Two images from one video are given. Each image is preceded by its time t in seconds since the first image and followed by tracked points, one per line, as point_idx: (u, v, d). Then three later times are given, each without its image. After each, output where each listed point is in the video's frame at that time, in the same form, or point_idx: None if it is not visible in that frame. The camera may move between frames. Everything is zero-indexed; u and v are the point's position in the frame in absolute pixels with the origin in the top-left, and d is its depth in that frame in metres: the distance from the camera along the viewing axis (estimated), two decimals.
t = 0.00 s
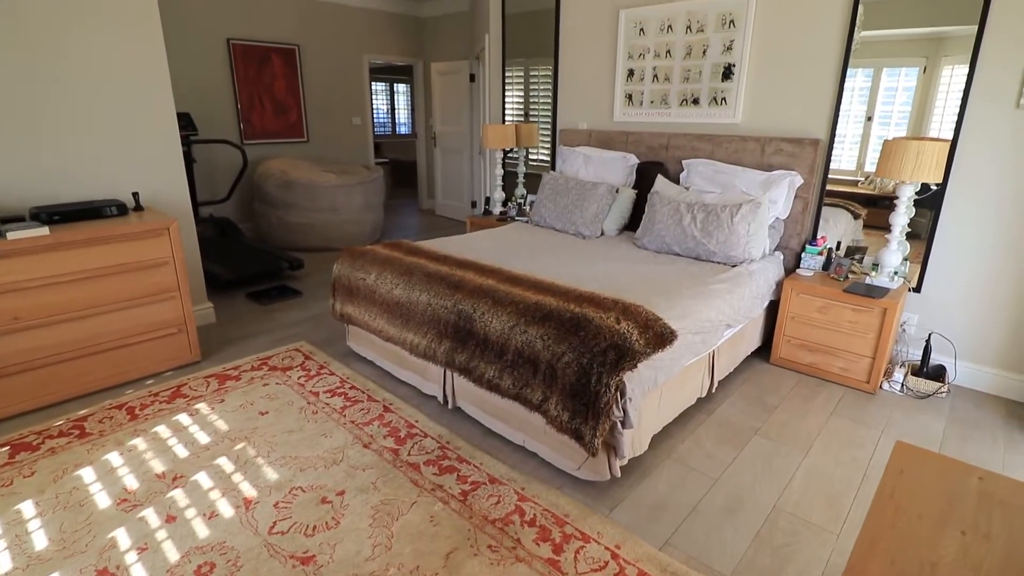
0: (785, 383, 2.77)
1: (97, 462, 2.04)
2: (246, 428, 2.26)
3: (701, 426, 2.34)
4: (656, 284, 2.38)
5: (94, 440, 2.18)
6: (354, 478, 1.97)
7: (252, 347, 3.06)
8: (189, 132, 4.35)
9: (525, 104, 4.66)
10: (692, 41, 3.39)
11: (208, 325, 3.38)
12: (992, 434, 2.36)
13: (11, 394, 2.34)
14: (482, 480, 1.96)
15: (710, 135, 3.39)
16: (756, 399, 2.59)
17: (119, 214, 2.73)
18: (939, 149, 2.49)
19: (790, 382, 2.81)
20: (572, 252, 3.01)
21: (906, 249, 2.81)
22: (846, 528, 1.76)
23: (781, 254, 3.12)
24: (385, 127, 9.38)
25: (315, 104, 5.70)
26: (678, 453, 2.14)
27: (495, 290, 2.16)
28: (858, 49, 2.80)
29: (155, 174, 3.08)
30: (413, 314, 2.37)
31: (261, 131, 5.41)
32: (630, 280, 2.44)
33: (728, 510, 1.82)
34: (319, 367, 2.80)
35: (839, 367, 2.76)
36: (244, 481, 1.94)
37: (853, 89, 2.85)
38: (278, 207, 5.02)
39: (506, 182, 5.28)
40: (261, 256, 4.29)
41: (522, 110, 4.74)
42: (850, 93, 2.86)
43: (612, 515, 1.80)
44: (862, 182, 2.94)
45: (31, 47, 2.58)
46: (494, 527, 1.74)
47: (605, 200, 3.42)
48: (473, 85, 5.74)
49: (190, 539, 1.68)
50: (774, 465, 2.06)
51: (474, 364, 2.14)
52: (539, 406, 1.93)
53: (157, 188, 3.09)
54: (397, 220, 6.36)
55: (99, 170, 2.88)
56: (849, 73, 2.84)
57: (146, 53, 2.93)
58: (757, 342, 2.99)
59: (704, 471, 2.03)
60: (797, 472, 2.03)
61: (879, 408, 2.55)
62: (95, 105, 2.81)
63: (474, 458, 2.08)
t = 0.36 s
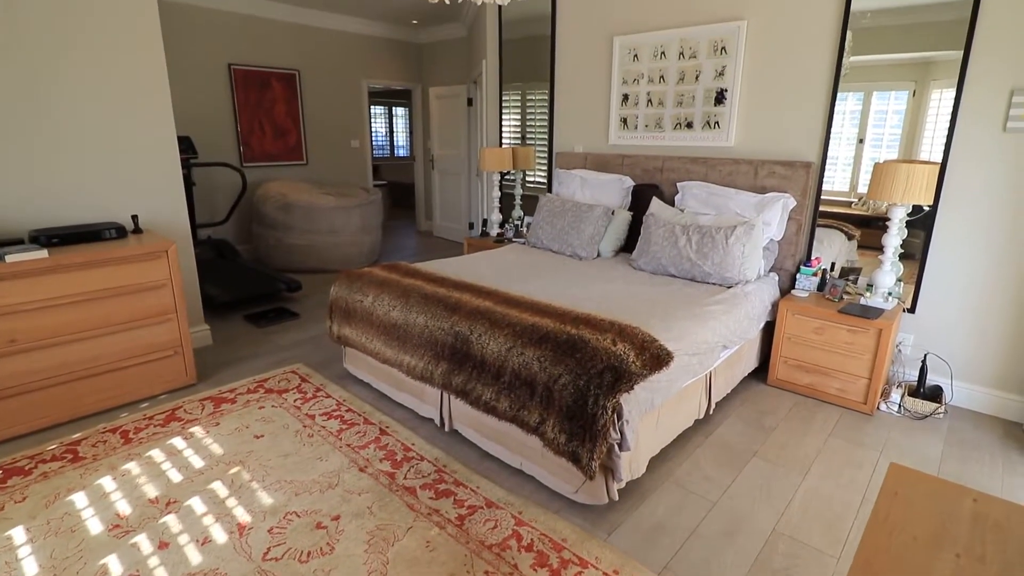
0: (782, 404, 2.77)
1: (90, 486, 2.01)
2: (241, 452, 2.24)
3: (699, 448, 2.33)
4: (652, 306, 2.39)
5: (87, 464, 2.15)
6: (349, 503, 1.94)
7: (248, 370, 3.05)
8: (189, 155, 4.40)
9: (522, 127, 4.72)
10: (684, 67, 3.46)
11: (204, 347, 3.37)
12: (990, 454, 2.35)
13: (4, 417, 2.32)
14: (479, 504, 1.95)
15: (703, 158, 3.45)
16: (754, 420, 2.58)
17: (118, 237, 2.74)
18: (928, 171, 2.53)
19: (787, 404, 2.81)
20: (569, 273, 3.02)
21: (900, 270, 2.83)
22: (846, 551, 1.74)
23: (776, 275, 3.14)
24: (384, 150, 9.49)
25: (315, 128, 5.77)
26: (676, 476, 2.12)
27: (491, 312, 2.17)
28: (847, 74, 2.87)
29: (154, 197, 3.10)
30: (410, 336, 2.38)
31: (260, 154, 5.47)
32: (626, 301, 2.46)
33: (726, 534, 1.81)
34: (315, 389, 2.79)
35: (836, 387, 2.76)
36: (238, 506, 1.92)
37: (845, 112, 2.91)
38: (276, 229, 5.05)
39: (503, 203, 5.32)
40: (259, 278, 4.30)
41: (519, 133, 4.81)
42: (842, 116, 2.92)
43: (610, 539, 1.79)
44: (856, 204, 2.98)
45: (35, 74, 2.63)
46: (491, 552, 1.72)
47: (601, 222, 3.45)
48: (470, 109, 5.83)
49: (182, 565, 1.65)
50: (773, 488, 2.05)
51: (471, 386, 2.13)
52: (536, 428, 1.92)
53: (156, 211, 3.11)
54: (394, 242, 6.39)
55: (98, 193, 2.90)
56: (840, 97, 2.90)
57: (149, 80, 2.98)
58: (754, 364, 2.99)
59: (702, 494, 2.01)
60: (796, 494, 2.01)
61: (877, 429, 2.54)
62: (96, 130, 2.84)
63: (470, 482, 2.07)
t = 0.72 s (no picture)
0: (781, 426, 2.77)
1: (83, 511, 1.99)
2: (236, 476, 2.22)
3: (697, 470, 2.32)
4: (649, 328, 2.41)
5: (80, 488, 2.13)
6: (344, 528, 1.92)
7: (244, 393, 3.04)
8: (189, 178, 4.44)
9: (519, 150, 4.78)
10: (678, 92, 3.53)
11: (200, 369, 3.36)
12: (989, 476, 2.34)
13: None
14: (476, 528, 1.93)
15: (698, 181, 3.49)
16: (752, 443, 2.57)
17: (117, 259, 2.76)
18: (919, 193, 2.57)
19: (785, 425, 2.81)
20: (566, 295, 3.04)
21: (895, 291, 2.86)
22: None
23: (772, 296, 3.16)
24: (382, 171, 9.57)
25: (314, 151, 5.84)
26: (675, 499, 2.11)
27: (489, 334, 2.18)
28: (838, 99, 2.93)
29: (154, 219, 3.13)
30: (408, 358, 2.38)
31: (260, 176, 5.52)
32: (623, 323, 2.46)
33: (726, 559, 1.79)
34: (312, 412, 2.78)
35: (834, 409, 2.76)
36: (232, 531, 1.89)
37: (837, 134, 2.96)
38: (275, 251, 5.07)
39: (501, 225, 5.37)
40: (257, 300, 4.30)
41: (517, 156, 4.87)
42: (834, 139, 2.97)
43: (609, 565, 1.77)
44: (851, 225, 3.01)
45: (38, 99, 2.66)
46: None
47: (598, 243, 3.48)
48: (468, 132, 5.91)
49: None
50: (772, 512, 2.03)
51: (468, 409, 2.13)
52: (533, 451, 1.91)
53: (155, 233, 3.14)
54: (392, 263, 6.41)
55: (97, 216, 2.92)
56: (832, 120, 2.96)
57: (150, 105, 3.03)
58: (752, 385, 2.99)
59: (701, 519, 1.99)
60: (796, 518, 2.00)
61: (876, 452, 2.53)
62: (98, 153, 2.88)
63: (468, 506, 2.05)
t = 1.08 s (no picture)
0: (780, 448, 2.75)
1: (76, 537, 1.97)
2: (232, 500, 2.20)
3: (697, 494, 2.30)
4: (647, 349, 2.42)
5: (74, 513, 2.11)
6: (340, 554, 1.90)
7: (240, 416, 3.02)
8: (190, 201, 4.47)
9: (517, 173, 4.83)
10: (673, 116, 3.58)
11: (197, 392, 3.34)
12: (990, 499, 2.33)
13: None
14: (473, 554, 1.90)
15: (694, 203, 3.54)
16: (752, 466, 2.55)
17: (116, 282, 2.77)
18: (912, 215, 2.60)
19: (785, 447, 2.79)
20: (564, 316, 3.05)
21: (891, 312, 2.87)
22: None
23: (769, 317, 3.18)
24: (382, 193, 9.65)
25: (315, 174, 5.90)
26: (674, 523, 2.09)
27: (487, 356, 2.18)
28: (830, 122, 2.98)
29: (154, 242, 3.15)
30: (405, 381, 2.38)
31: (260, 199, 5.56)
32: (620, 344, 2.47)
33: None
34: (309, 435, 2.76)
35: (834, 431, 2.75)
36: (226, 558, 1.87)
37: (831, 156, 3.01)
38: (274, 273, 5.09)
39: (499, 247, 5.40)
40: (255, 322, 4.30)
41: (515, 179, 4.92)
42: (828, 161, 3.01)
43: None
44: (846, 246, 3.03)
45: (44, 125, 2.71)
46: None
47: (596, 265, 3.51)
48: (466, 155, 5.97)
49: None
50: (772, 536, 2.01)
51: (466, 432, 2.12)
52: (532, 475, 1.90)
53: (155, 256, 3.16)
54: (391, 284, 6.43)
55: (98, 239, 2.94)
56: (826, 143, 3.01)
57: (153, 130, 3.07)
58: (751, 407, 2.99)
59: (701, 543, 1.97)
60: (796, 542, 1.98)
61: (876, 474, 2.52)
62: (100, 177, 2.91)
63: (465, 530, 2.03)
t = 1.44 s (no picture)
0: (781, 471, 2.73)
1: (68, 562, 1.94)
2: (227, 524, 2.17)
3: (698, 517, 2.28)
4: (646, 370, 2.41)
5: (67, 538, 2.08)
6: None
7: (237, 438, 3.00)
8: (191, 223, 4.51)
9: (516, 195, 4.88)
10: (670, 139, 3.64)
11: (194, 414, 3.33)
12: (993, 522, 2.31)
13: None
14: None
15: (691, 225, 3.57)
16: (753, 488, 2.53)
17: (115, 303, 2.77)
18: (907, 237, 2.63)
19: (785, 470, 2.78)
20: (563, 337, 3.05)
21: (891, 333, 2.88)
22: None
23: (768, 337, 3.19)
24: (382, 215, 9.71)
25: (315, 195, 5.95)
26: (675, 548, 2.06)
27: (485, 378, 2.18)
28: (824, 145, 3.03)
29: (154, 263, 3.16)
30: (403, 403, 2.37)
31: (260, 220, 5.60)
32: (618, 365, 2.47)
33: None
34: (305, 458, 2.73)
35: (834, 453, 2.73)
36: None
37: (826, 178, 3.04)
38: (273, 294, 5.10)
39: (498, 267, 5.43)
40: (254, 343, 4.30)
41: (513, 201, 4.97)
42: (823, 183, 3.05)
43: None
44: (843, 266, 3.05)
45: (48, 149, 2.74)
46: None
47: (594, 286, 3.52)
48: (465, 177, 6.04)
49: None
50: (774, 561, 1.99)
51: (464, 454, 2.11)
52: (530, 498, 1.89)
53: (155, 277, 3.17)
54: (390, 305, 6.43)
55: (99, 260, 2.96)
56: (820, 165, 3.05)
57: (156, 152, 3.11)
58: (751, 428, 2.97)
59: (702, 567, 1.95)
60: (799, 567, 1.95)
61: (878, 497, 2.50)
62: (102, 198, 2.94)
63: (463, 555, 2.01)
